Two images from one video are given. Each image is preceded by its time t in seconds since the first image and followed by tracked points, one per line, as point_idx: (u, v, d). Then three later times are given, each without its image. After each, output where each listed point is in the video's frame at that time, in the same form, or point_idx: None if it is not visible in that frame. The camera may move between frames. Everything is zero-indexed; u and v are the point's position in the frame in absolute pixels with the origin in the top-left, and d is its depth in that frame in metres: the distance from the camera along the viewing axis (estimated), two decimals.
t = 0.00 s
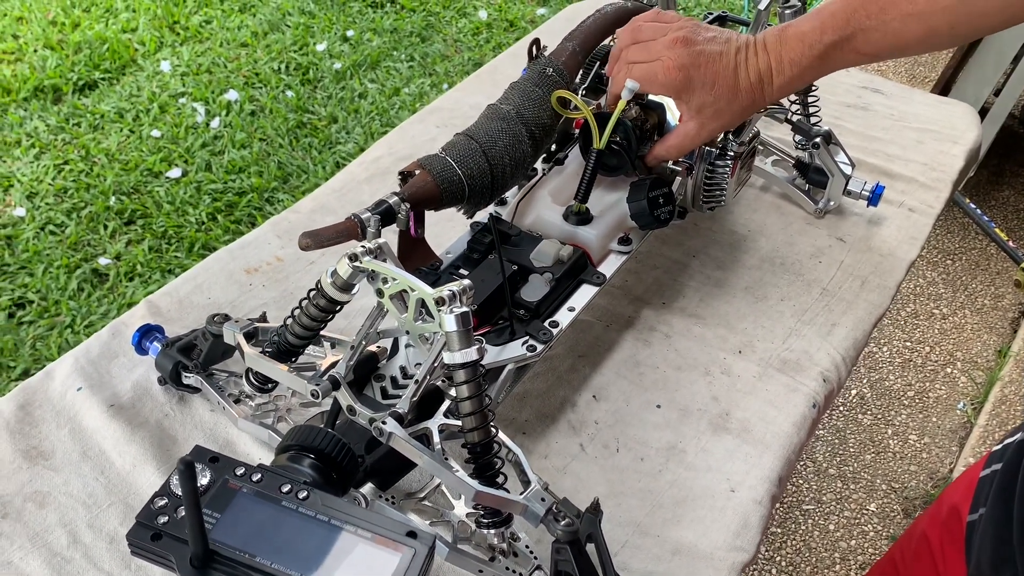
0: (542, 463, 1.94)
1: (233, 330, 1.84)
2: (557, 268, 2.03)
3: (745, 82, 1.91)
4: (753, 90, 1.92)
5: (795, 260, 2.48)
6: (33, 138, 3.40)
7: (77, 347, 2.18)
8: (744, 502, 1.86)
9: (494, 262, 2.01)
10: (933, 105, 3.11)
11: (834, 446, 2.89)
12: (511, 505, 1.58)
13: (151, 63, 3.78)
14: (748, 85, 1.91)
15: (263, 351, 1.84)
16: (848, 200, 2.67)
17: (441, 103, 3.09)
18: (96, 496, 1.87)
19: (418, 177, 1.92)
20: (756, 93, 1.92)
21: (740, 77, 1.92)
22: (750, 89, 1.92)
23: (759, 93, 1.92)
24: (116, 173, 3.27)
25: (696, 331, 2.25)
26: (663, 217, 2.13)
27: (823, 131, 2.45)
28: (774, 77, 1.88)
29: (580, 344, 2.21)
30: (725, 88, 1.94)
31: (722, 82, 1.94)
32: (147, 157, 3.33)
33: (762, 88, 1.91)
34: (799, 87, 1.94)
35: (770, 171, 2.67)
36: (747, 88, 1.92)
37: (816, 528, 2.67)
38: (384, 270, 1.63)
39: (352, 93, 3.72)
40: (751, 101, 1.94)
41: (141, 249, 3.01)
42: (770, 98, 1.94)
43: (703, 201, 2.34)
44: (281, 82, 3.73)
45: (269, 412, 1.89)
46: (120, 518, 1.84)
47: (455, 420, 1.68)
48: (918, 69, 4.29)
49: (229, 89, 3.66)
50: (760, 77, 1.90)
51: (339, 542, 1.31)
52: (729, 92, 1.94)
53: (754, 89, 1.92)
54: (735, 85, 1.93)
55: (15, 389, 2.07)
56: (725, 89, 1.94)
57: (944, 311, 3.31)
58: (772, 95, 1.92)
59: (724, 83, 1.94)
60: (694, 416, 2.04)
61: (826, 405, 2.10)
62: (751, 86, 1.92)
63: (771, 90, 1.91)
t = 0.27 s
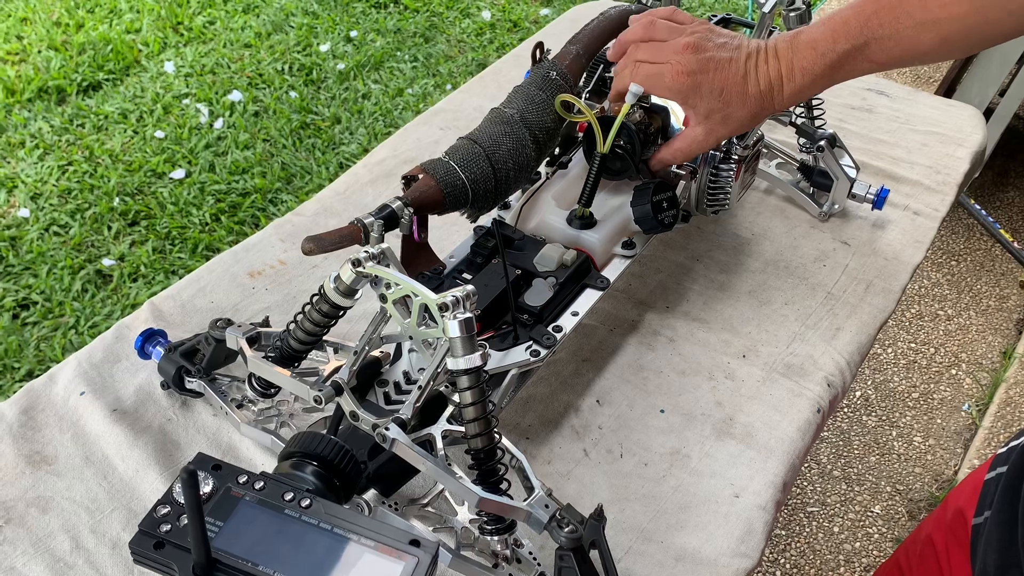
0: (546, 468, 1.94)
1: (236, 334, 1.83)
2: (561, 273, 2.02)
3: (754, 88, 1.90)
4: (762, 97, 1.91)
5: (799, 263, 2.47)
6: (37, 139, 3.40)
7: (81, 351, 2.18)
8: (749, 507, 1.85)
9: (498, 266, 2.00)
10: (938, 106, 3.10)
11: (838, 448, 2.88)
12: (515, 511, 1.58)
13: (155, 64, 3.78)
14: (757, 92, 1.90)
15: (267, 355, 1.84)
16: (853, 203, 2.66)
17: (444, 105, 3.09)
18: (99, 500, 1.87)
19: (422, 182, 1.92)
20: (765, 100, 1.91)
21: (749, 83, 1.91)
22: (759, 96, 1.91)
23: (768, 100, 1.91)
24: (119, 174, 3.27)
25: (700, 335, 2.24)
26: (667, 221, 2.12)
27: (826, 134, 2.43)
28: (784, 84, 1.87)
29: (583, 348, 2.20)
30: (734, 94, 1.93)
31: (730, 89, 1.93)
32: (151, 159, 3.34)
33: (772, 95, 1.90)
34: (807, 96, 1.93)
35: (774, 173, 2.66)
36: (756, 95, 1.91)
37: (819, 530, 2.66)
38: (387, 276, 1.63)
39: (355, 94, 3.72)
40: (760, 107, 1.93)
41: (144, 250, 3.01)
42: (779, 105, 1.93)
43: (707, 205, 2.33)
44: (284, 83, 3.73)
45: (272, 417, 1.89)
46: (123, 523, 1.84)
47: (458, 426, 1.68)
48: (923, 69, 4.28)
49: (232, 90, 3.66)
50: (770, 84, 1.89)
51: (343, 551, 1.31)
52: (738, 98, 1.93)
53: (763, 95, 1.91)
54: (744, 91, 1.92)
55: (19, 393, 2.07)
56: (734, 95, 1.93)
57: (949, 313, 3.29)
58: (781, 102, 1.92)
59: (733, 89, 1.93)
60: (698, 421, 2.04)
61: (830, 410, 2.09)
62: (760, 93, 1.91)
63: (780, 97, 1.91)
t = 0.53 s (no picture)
0: (549, 462, 1.94)
1: (240, 327, 1.84)
2: (564, 267, 2.02)
3: (756, 83, 1.90)
4: (763, 91, 1.91)
5: (802, 259, 2.47)
6: (39, 135, 3.40)
7: (84, 344, 2.19)
8: (751, 501, 1.85)
9: (501, 260, 2.01)
10: (941, 103, 3.10)
11: (839, 445, 2.88)
12: (518, 504, 1.58)
13: (156, 61, 3.78)
14: (758, 86, 1.90)
15: (270, 348, 1.84)
16: (855, 199, 2.66)
17: (446, 101, 3.09)
18: (102, 493, 1.88)
19: (425, 176, 1.92)
20: (767, 94, 1.91)
21: (750, 78, 1.91)
22: (760, 90, 1.91)
23: (769, 95, 1.91)
24: (121, 170, 3.27)
25: (703, 330, 2.24)
26: (670, 216, 2.12)
27: (829, 130, 2.43)
28: (786, 78, 1.87)
29: (586, 343, 2.20)
30: (736, 89, 1.93)
31: (732, 83, 1.93)
32: (153, 155, 3.34)
33: (773, 89, 1.90)
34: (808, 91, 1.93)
35: (777, 169, 2.66)
36: (757, 89, 1.91)
37: (821, 527, 2.66)
38: (391, 269, 1.63)
39: (357, 90, 3.72)
40: (761, 102, 1.93)
41: (146, 246, 3.01)
42: (780, 100, 1.93)
43: (710, 199, 2.33)
44: (286, 80, 3.72)
45: (275, 410, 1.89)
46: (126, 515, 1.84)
47: (461, 418, 1.68)
48: (925, 67, 4.27)
49: (234, 87, 3.66)
50: (771, 78, 1.89)
51: (347, 541, 1.31)
52: (740, 93, 1.93)
53: (764, 90, 1.91)
54: (745, 86, 1.92)
55: (22, 385, 2.07)
56: (735, 89, 1.93)
57: (951, 310, 3.29)
58: (782, 97, 1.91)
59: (734, 83, 1.93)
60: (701, 415, 2.04)
61: (833, 405, 2.09)
62: (761, 88, 1.91)
63: (781, 92, 1.90)
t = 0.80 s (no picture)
0: (546, 456, 1.94)
1: (237, 320, 1.83)
2: (563, 261, 2.02)
3: (755, 77, 1.89)
4: (762, 85, 1.90)
5: (801, 254, 2.47)
6: (37, 127, 3.39)
7: (81, 336, 2.18)
8: (749, 496, 1.85)
9: (499, 253, 2.00)
10: (941, 99, 3.09)
11: (837, 441, 2.88)
12: (516, 497, 1.58)
13: (155, 53, 3.77)
14: (758, 80, 1.89)
15: (268, 341, 1.83)
16: (855, 194, 2.66)
17: (446, 94, 3.08)
18: (99, 485, 1.87)
19: (424, 168, 1.91)
20: (766, 88, 1.90)
21: (749, 72, 1.89)
22: (760, 84, 1.89)
23: (768, 88, 1.90)
24: (119, 163, 3.26)
25: (701, 325, 2.24)
26: (669, 210, 2.12)
27: (829, 125, 2.41)
28: (785, 72, 1.86)
29: (585, 337, 2.20)
30: (735, 83, 1.92)
31: (732, 77, 1.91)
32: (151, 148, 3.32)
33: (772, 83, 1.89)
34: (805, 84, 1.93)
35: (777, 164, 2.65)
36: (757, 83, 1.89)
37: (818, 523, 2.66)
38: (389, 261, 1.62)
39: (357, 84, 3.71)
40: (760, 96, 1.92)
41: (144, 239, 3.00)
42: (778, 94, 1.92)
43: (710, 194, 2.32)
44: (285, 73, 3.71)
45: (273, 403, 1.89)
46: (123, 508, 1.84)
47: (459, 412, 1.67)
48: (926, 63, 4.26)
49: (233, 80, 3.64)
50: (771, 72, 1.88)
51: (344, 533, 1.31)
52: (739, 87, 1.91)
53: (764, 84, 1.90)
54: (745, 79, 1.90)
55: (18, 377, 2.07)
56: (735, 83, 1.91)
57: (950, 307, 3.29)
58: (780, 91, 1.91)
59: (734, 77, 1.91)
60: (699, 410, 2.03)
61: (831, 400, 2.08)
62: (760, 81, 1.90)
63: (780, 86, 1.90)
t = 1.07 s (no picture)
0: (541, 450, 1.93)
1: (231, 313, 1.82)
2: (558, 255, 2.01)
3: (758, 72, 1.88)
4: (765, 81, 1.89)
5: (798, 249, 2.46)
6: (32, 119, 3.37)
7: (74, 328, 2.17)
8: (744, 491, 1.85)
9: (495, 247, 1.99)
10: (939, 94, 3.08)
11: (833, 436, 2.88)
12: (510, 492, 1.58)
13: (151, 45, 3.74)
14: (761, 75, 1.88)
15: (261, 334, 1.83)
16: (852, 189, 2.65)
17: (443, 87, 3.06)
18: (91, 478, 1.86)
19: (419, 161, 1.90)
20: (768, 84, 1.89)
21: (753, 66, 1.88)
22: (762, 80, 1.89)
23: (771, 84, 1.89)
24: (115, 155, 3.24)
25: (697, 319, 2.23)
26: (666, 204, 2.11)
27: (827, 120, 2.41)
28: (789, 68, 1.85)
29: (580, 331, 2.19)
30: (738, 77, 1.91)
31: (734, 71, 1.91)
32: (147, 140, 3.31)
33: (775, 79, 1.88)
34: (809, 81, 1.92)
35: (773, 159, 2.64)
36: (760, 78, 1.89)
37: (813, 518, 2.66)
38: (383, 255, 1.61)
39: (353, 77, 3.69)
40: (762, 92, 1.91)
41: (140, 232, 2.99)
42: (781, 90, 1.91)
43: (706, 188, 2.31)
44: (282, 65, 3.69)
45: (266, 396, 1.88)
46: (116, 501, 1.83)
47: (453, 406, 1.67)
48: (924, 58, 4.25)
49: (229, 72, 3.62)
50: (774, 67, 1.87)
51: (337, 527, 1.30)
52: (742, 81, 1.91)
53: (767, 79, 1.89)
54: (747, 74, 1.90)
55: (11, 369, 2.06)
56: (738, 78, 1.91)
57: (946, 303, 3.29)
58: (783, 87, 1.90)
59: (737, 71, 1.90)
60: (695, 404, 2.03)
61: (827, 395, 2.08)
62: (763, 77, 1.89)
63: (783, 82, 1.89)
